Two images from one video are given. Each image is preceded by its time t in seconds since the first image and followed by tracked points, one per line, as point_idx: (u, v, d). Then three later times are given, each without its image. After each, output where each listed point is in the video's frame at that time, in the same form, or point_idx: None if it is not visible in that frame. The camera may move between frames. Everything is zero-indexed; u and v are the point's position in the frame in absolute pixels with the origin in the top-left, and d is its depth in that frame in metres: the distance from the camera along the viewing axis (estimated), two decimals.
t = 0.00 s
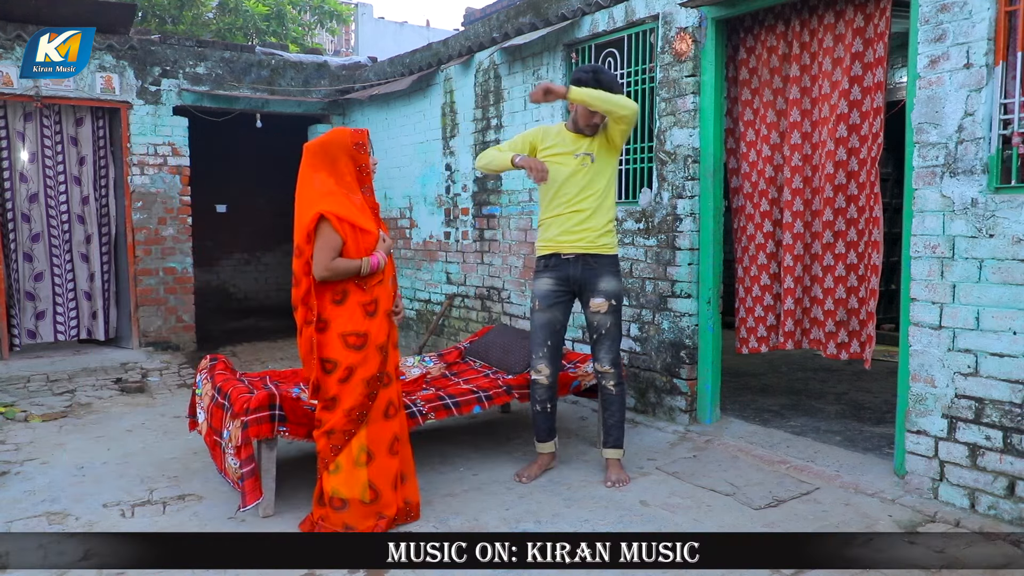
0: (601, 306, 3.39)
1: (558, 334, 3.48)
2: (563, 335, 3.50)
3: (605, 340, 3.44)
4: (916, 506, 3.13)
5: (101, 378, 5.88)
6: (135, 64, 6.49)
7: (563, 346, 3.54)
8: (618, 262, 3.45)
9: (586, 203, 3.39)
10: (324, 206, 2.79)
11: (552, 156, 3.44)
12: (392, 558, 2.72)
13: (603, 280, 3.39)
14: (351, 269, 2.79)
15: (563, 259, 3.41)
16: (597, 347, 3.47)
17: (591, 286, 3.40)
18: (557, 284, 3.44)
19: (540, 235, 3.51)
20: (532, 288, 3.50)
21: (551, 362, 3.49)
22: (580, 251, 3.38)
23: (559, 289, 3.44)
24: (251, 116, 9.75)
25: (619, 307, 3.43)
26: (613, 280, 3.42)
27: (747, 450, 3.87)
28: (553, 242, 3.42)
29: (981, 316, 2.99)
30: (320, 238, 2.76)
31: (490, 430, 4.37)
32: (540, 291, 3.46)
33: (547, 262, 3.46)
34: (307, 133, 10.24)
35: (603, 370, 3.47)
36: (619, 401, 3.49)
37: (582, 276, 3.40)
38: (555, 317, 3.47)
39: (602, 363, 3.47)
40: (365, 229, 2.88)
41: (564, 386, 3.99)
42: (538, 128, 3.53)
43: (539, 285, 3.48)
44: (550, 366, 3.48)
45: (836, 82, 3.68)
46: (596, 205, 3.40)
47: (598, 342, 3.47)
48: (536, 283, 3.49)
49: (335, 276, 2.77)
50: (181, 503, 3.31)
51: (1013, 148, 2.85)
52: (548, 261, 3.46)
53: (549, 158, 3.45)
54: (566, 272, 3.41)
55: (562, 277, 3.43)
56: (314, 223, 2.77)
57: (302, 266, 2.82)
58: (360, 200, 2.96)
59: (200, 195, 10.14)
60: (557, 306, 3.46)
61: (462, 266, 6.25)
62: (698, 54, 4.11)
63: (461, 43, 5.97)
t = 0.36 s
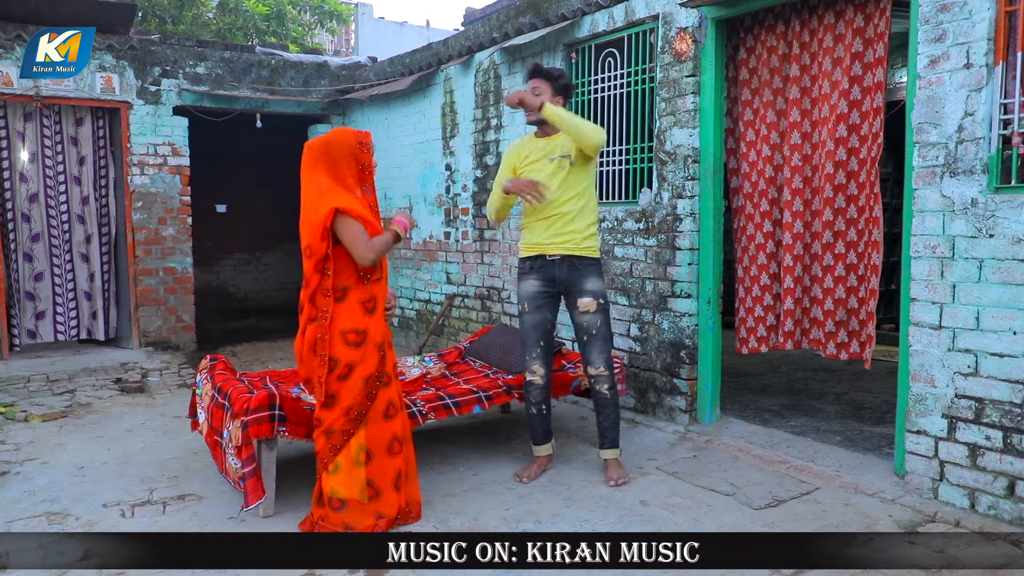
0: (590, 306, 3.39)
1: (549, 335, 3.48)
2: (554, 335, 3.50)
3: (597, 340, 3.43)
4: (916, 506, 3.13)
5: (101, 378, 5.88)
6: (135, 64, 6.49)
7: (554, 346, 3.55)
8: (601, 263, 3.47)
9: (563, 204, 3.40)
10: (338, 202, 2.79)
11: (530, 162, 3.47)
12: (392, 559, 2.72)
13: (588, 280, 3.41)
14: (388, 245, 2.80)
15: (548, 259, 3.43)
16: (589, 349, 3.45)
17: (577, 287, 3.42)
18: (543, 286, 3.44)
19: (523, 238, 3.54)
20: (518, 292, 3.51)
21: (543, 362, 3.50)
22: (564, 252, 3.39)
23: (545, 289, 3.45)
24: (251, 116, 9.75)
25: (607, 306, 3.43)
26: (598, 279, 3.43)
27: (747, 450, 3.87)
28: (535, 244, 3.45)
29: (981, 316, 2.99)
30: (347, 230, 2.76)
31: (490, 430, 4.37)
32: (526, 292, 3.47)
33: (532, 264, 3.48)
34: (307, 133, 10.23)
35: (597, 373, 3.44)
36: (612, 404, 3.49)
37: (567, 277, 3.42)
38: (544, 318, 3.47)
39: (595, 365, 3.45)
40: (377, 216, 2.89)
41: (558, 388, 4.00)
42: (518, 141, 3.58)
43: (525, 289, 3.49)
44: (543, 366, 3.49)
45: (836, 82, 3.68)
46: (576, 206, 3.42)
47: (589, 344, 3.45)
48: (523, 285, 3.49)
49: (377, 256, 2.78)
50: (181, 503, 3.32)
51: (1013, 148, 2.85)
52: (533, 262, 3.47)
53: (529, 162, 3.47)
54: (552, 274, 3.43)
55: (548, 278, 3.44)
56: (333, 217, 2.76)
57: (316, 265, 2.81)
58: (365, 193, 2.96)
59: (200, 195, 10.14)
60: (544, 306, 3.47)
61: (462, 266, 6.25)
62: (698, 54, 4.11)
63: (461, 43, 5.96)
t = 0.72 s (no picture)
0: (569, 306, 3.39)
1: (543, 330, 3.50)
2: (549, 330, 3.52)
3: (572, 340, 3.45)
4: (916, 506, 3.13)
5: (101, 378, 5.88)
6: (135, 64, 6.49)
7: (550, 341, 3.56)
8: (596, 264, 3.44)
9: (550, 209, 3.42)
10: (339, 204, 2.77)
11: (518, 168, 3.52)
12: (392, 558, 2.72)
13: (574, 282, 3.39)
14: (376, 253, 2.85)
15: (537, 259, 3.46)
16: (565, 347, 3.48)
17: (561, 286, 3.41)
18: (535, 282, 3.49)
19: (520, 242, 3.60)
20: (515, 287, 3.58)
21: (539, 358, 3.51)
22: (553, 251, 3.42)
23: (537, 286, 3.49)
24: (252, 117, 9.75)
25: (588, 308, 3.41)
26: (585, 282, 3.39)
27: (747, 450, 3.87)
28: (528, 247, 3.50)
29: (981, 316, 2.99)
30: (348, 236, 2.77)
31: (490, 430, 4.37)
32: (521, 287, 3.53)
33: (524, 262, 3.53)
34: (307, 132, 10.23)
35: (570, 371, 3.48)
36: (584, 402, 3.52)
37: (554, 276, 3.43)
38: (538, 312, 3.50)
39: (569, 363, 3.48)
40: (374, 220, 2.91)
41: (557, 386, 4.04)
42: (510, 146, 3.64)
43: (521, 284, 3.55)
44: (538, 360, 3.50)
45: (836, 82, 3.68)
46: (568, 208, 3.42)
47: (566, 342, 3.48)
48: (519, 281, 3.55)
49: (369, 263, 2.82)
50: (181, 503, 3.31)
51: (1013, 147, 2.85)
52: (526, 260, 3.52)
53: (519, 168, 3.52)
54: (540, 272, 3.46)
55: (538, 275, 3.47)
56: (333, 221, 2.75)
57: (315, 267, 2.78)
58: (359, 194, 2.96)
59: (199, 195, 10.14)
60: (536, 301, 3.49)
61: (462, 266, 6.25)
62: (698, 54, 4.11)
63: (461, 43, 5.96)
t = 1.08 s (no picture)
0: (582, 304, 3.42)
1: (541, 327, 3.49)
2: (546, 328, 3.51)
3: (583, 336, 3.46)
4: (916, 506, 3.13)
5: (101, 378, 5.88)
6: (135, 64, 6.49)
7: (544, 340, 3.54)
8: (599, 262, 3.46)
9: (563, 212, 3.43)
10: (344, 209, 2.77)
11: (525, 171, 3.51)
12: (391, 559, 2.72)
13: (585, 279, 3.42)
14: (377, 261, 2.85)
15: (548, 259, 3.46)
16: (575, 343, 3.50)
17: (573, 284, 3.44)
18: (542, 281, 3.48)
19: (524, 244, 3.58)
20: (519, 285, 3.54)
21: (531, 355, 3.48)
22: (566, 252, 3.43)
23: (545, 285, 3.49)
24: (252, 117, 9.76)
25: (599, 305, 3.46)
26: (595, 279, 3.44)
27: (747, 450, 3.87)
28: (537, 248, 3.49)
29: (981, 316, 2.99)
30: (350, 243, 2.77)
31: (490, 430, 4.37)
32: (527, 285, 3.50)
33: (532, 262, 3.50)
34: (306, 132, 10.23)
35: (579, 365, 3.50)
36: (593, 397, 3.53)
37: (565, 275, 3.44)
38: (539, 310, 3.49)
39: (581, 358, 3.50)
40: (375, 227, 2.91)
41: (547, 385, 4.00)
42: (509, 148, 3.62)
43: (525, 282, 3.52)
44: (529, 357, 3.47)
45: (836, 82, 3.68)
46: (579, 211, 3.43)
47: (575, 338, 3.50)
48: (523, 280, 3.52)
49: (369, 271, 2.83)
50: (181, 503, 3.31)
51: (1013, 148, 2.85)
52: (534, 261, 3.50)
53: (527, 169, 3.50)
54: (550, 271, 3.45)
55: (547, 275, 3.47)
56: (337, 226, 2.75)
57: (316, 273, 2.77)
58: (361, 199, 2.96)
59: (200, 195, 10.15)
60: (543, 299, 3.49)
61: (462, 266, 6.25)
62: (698, 54, 4.11)
63: (461, 43, 5.96)
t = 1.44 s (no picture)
0: (567, 296, 3.45)
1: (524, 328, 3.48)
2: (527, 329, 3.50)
3: (571, 330, 3.50)
4: (916, 506, 3.13)
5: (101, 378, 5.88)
6: (135, 64, 6.49)
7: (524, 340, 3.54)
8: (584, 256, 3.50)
9: (545, 214, 3.44)
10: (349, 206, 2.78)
11: (505, 171, 3.46)
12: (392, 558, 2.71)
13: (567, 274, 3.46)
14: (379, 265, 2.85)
15: (528, 259, 3.44)
16: (564, 338, 3.51)
17: (554, 280, 3.47)
18: (523, 280, 3.46)
19: (499, 244, 3.53)
20: (496, 284, 3.49)
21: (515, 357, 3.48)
22: (547, 253, 3.44)
23: (526, 284, 3.47)
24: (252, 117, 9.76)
25: (581, 295, 3.50)
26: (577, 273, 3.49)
27: (747, 450, 3.87)
28: (516, 249, 3.45)
29: (981, 316, 2.99)
30: (350, 242, 2.78)
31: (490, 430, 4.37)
32: (507, 284, 3.45)
33: (511, 262, 3.47)
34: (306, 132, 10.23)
35: (573, 359, 3.52)
36: (585, 395, 3.55)
37: (547, 274, 3.46)
38: (521, 311, 3.47)
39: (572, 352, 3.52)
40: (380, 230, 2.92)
41: (537, 387, 3.99)
42: (485, 147, 3.55)
43: (503, 281, 3.47)
44: (514, 359, 3.47)
45: (836, 82, 3.68)
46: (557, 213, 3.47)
47: (563, 334, 3.51)
48: (501, 279, 3.47)
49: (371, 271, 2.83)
50: (181, 503, 3.31)
51: (1013, 148, 2.85)
52: (513, 260, 3.47)
53: (507, 169, 3.46)
54: (531, 270, 3.44)
55: (528, 274, 3.45)
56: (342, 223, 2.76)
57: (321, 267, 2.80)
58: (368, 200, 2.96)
59: (199, 195, 10.15)
60: (524, 298, 3.48)
61: (462, 266, 6.25)
62: (698, 54, 4.11)
63: (461, 43, 5.96)
